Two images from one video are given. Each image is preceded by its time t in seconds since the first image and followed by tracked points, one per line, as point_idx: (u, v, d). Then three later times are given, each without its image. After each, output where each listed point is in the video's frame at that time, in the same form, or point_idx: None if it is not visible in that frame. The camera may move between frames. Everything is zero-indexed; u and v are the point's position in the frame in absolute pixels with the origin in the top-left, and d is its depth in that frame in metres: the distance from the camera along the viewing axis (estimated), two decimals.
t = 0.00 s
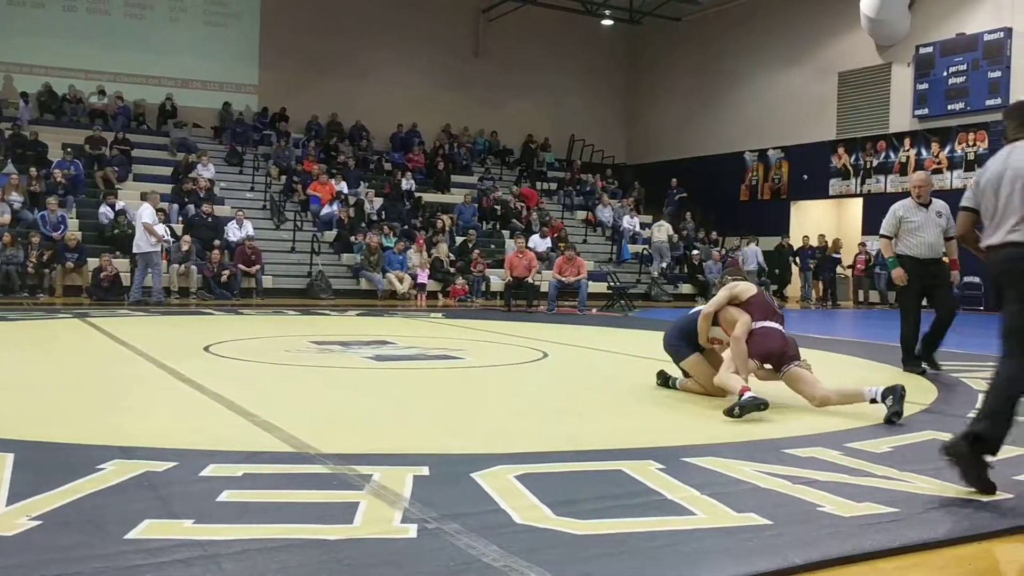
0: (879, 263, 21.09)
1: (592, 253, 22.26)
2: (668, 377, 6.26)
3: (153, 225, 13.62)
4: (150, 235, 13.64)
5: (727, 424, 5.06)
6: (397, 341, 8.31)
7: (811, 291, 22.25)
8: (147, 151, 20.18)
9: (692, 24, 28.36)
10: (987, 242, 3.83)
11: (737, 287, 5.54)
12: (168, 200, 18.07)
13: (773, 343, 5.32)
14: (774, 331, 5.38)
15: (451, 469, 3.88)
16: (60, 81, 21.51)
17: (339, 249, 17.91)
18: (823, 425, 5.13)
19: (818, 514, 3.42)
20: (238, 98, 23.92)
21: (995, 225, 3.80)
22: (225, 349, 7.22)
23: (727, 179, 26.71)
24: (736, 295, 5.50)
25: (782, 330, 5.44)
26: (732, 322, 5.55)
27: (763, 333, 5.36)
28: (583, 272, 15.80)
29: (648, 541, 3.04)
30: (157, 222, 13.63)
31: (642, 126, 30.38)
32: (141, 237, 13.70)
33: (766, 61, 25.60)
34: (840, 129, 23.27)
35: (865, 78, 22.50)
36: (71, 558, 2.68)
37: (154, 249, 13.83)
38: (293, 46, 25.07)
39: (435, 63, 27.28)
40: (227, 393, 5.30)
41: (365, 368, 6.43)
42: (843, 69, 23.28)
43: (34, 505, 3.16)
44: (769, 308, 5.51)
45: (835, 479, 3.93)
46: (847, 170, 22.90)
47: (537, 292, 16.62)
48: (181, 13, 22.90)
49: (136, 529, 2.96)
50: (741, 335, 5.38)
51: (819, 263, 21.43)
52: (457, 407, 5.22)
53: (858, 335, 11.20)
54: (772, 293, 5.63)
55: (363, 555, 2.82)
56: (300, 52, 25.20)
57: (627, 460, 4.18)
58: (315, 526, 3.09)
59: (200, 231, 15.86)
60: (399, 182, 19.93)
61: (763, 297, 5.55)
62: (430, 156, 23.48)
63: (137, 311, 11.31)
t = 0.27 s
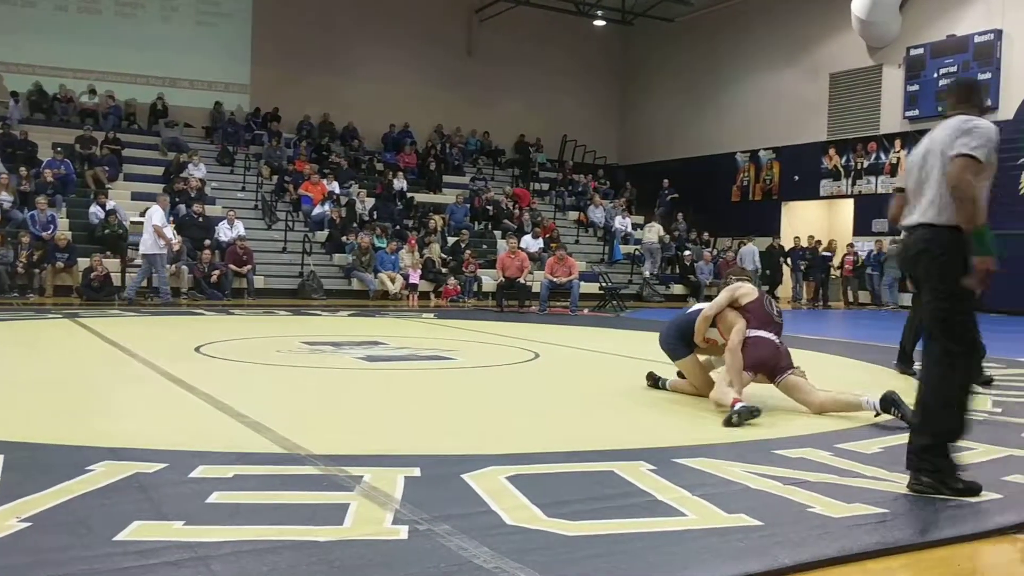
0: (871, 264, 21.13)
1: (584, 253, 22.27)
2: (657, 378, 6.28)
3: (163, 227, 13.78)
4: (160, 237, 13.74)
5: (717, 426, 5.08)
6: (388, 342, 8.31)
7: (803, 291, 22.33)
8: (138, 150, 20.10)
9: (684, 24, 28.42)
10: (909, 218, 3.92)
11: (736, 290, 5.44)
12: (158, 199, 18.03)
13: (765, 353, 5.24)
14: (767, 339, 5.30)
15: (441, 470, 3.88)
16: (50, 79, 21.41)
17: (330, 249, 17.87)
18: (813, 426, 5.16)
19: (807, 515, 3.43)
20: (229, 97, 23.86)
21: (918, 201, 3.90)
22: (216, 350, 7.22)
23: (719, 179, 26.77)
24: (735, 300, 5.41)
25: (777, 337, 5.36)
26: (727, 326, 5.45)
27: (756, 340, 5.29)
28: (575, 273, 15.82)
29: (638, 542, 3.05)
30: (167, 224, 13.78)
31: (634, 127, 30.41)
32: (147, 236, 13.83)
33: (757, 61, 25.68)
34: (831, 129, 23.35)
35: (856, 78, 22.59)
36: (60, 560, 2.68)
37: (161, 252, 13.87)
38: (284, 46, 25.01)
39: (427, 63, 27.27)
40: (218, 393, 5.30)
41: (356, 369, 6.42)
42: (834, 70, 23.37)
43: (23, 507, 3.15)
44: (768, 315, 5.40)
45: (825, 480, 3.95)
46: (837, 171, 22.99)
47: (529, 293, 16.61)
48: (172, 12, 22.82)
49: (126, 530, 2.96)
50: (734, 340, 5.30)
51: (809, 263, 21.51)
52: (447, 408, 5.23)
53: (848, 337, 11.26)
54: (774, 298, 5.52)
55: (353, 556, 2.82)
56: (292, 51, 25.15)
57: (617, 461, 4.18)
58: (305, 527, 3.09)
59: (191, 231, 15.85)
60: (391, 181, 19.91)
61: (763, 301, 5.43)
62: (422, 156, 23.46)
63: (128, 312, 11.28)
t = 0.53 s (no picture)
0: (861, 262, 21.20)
1: (574, 252, 22.28)
2: (645, 376, 6.29)
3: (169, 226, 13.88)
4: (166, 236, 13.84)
5: (706, 424, 5.09)
6: (377, 340, 8.30)
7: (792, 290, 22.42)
8: (126, 148, 20.00)
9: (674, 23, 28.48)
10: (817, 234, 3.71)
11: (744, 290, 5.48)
12: (146, 197, 17.98)
13: (773, 355, 5.25)
14: (774, 338, 5.32)
15: (429, 469, 3.87)
16: (36, 76, 21.28)
17: (319, 247, 17.83)
18: (801, 424, 5.17)
19: (794, 513, 3.44)
20: (218, 95, 23.77)
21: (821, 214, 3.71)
22: (203, 348, 7.19)
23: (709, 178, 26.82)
24: (743, 300, 5.44)
25: (784, 337, 5.37)
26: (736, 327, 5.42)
27: (763, 339, 5.31)
28: (564, 271, 15.83)
29: (625, 541, 3.05)
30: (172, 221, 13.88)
31: (623, 126, 30.44)
32: (152, 233, 13.93)
33: (746, 60, 25.74)
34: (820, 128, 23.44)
35: (844, 77, 22.68)
36: (44, 560, 2.66)
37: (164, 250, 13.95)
38: (273, 43, 24.94)
39: (417, 61, 27.24)
40: (206, 391, 5.29)
41: (344, 367, 6.41)
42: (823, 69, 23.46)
43: (7, 506, 3.12)
44: (775, 315, 5.41)
45: (812, 478, 3.96)
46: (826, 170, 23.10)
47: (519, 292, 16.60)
48: (161, 10, 22.72)
49: (111, 529, 2.94)
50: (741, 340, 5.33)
51: (798, 262, 21.61)
52: (435, 406, 5.22)
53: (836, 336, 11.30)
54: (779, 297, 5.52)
55: (340, 555, 2.82)
56: (281, 49, 25.09)
57: (605, 460, 4.19)
58: (292, 526, 3.08)
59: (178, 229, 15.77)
60: (380, 180, 19.88)
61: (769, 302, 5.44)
62: (412, 154, 23.43)
63: (115, 310, 11.22)
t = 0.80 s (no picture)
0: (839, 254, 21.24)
1: (553, 245, 22.29)
2: (626, 366, 6.33)
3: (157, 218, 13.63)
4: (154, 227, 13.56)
5: (683, 416, 5.11)
6: (355, 333, 8.26)
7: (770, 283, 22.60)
8: (101, 139, 19.76)
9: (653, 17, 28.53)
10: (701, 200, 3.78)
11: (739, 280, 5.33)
12: (121, 189, 17.79)
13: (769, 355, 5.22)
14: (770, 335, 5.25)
15: (408, 462, 3.86)
16: (8, 66, 20.95)
17: (297, 240, 17.73)
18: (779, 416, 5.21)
19: (772, 503, 3.46)
20: (194, 86, 23.51)
21: (708, 181, 3.76)
22: (179, 341, 7.13)
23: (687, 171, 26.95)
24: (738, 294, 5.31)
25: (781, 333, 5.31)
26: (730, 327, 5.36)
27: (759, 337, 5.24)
28: (542, 264, 15.85)
29: (602, 531, 3.06)
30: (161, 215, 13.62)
31: (603, 119, 30.45)
32: (141, 227, 13.88)
33: (724, 54, 25.84)
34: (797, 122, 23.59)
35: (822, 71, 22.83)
36: (15, 555, 2.62)
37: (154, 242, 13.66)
38: (250, 34, 24.74)
39: (395, 53, 27.12)
40: (182, 384, 5.24)
41: (322, 360, 6.38)
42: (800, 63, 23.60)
43: None
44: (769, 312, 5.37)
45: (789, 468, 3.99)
46: (804, 164, 23.28)
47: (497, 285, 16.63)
48: None
49: (84, 523, 2.91)
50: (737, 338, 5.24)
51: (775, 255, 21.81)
52: (414, 399, 5.21)
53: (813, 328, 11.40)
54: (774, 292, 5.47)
55: (318, 547, 2.80)
56: (258, 40, 24.88)
57: (584, 451, 4.20)
58: (269, 519, 3.05)
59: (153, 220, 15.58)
60: (358, 172, 19.78)
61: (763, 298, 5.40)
62: (390, 146, 23.34)
63: (89, 303, 11.09)
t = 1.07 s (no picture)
0: (761, 226, 21.73)
1: (481, 217, 22.23)
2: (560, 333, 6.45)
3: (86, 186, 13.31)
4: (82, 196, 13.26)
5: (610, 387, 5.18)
6: (281, 305, 8.12)
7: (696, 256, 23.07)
8: (7, 104, 18.80)
9: None
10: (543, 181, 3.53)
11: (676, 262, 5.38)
12: (30, 156, 17.00)
13: (696, 328, 5.22)
14: (701, 310, 5.25)
15: (336, 434, 3.82)
16: None
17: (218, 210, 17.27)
18: (703, 385, 5.34)
19: (696, 470, 3.55)
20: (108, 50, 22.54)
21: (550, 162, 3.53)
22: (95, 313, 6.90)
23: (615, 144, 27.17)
24: (673, 274, 5.34)
25: (715, 308, 5.28)
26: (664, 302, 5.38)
27: (689, 312, 5.26)
28: (470, 235, 15.81)
29: (531, 500, 3.09)
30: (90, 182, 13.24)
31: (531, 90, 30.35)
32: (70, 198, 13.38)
33: (650, 28, 26.00)
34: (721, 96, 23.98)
35: (745, 47, 23.21)
36: None
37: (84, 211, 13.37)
38: None
39: (319, 20, 26.54)
40: (98, 358, 5.07)
41: (247, 332, 6.25)
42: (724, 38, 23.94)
43: None
44: (704, 286, 5.30)
45: (713, 436, 4.09)
46: (727, 138, 23.75)
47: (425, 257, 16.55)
48: None
49: None
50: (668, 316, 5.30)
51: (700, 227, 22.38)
52: (342, 371, 5.16)
53: (735, 299, 11.71)
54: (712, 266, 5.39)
55: (243, 522, 2.75)
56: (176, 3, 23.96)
57: (513, 422, 4.23)
58: (192, 494, 2.99)
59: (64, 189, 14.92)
60: (282, 141, 19.31)
61: (698, 273, 5.34)
62: (315, 115, 22.85)
63: None
